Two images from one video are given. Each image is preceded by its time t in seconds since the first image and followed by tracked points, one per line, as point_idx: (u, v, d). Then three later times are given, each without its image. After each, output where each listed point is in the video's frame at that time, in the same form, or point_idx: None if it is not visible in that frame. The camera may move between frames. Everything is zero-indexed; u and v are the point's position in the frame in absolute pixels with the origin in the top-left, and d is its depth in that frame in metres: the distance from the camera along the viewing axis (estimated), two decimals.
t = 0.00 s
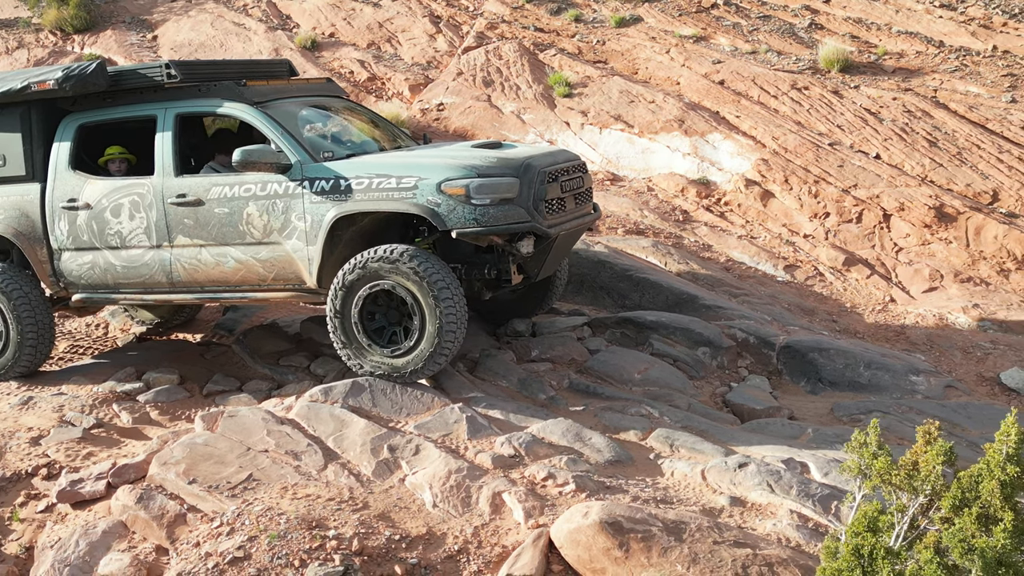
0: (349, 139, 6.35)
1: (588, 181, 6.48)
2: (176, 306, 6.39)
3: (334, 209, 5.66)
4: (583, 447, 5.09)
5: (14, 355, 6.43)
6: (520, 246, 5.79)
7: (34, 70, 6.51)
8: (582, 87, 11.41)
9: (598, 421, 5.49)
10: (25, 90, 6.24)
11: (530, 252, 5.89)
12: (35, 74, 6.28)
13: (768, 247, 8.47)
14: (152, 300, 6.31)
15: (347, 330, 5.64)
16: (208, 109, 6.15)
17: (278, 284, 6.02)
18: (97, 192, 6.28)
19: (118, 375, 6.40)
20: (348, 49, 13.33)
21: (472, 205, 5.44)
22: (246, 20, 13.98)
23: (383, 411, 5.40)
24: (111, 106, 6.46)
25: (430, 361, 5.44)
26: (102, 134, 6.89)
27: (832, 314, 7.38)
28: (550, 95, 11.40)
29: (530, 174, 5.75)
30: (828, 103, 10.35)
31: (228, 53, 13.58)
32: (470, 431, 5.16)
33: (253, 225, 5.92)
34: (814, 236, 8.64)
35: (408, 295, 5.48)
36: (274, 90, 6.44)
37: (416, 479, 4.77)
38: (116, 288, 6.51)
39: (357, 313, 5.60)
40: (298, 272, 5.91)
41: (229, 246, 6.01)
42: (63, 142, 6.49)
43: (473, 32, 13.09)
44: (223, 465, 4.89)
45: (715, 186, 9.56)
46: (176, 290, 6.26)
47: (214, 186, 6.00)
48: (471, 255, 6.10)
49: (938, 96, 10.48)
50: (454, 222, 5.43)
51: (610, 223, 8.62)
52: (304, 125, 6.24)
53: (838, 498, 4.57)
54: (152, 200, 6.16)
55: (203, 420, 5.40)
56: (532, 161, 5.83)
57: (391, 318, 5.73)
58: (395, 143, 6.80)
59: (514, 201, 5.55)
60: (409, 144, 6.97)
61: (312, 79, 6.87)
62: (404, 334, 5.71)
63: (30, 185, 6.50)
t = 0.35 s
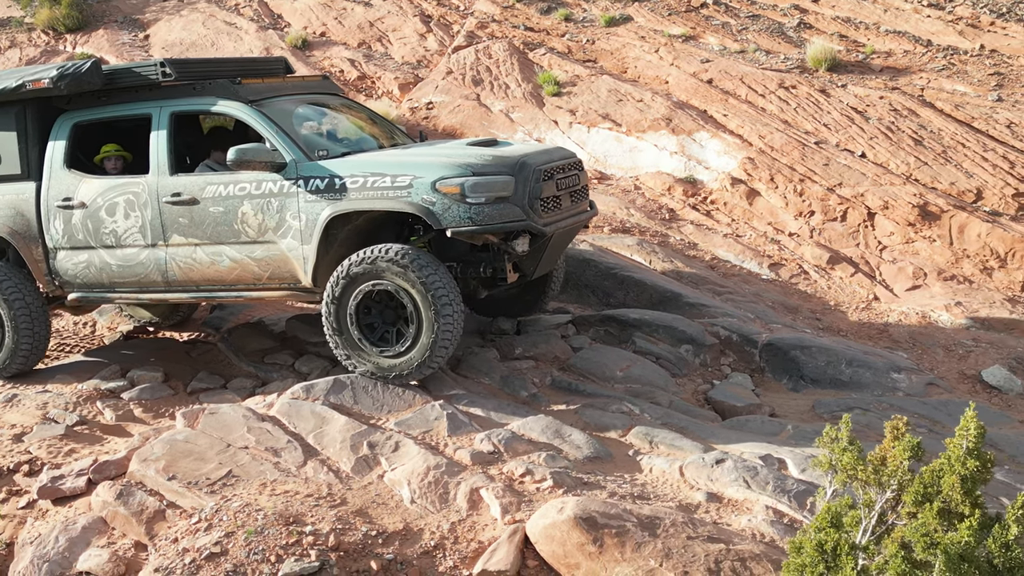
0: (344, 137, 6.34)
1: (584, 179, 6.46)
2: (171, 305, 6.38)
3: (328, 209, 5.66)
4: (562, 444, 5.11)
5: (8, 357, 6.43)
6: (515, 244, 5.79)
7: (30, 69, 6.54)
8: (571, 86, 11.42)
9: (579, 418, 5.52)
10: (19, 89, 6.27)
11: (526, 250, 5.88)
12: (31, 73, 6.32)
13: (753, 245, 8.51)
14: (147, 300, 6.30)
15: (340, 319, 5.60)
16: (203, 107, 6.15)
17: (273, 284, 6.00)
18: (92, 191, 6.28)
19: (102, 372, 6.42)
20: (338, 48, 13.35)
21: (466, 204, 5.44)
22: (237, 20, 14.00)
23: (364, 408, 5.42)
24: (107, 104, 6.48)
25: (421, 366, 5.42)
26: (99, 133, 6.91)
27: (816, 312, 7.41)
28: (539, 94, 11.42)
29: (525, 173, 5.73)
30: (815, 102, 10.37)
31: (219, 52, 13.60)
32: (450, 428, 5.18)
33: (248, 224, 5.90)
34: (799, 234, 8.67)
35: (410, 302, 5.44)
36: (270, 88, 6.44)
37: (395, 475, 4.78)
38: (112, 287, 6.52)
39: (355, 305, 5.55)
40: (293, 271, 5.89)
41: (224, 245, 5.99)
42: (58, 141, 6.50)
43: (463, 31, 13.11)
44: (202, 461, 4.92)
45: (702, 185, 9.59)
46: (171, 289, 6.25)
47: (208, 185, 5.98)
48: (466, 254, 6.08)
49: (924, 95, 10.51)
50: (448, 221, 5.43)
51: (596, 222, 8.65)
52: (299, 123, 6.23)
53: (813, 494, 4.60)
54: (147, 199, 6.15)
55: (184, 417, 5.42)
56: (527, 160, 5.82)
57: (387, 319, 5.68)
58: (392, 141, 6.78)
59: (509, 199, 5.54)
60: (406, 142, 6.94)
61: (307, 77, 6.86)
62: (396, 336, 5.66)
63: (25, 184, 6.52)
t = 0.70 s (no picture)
0: (340, 138, 6.33)
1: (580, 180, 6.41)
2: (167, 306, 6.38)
3: (325, 211, 5.63)
4: (542, 442, 5.13)
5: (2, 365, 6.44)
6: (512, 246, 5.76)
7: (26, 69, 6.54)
8: (560, 86, 11.44)
9: (560, 417, 5.54)
10: (15, 89, 6.26)
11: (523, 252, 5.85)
12: (26, 73, 6.32)
13: (739, 245, 8.55)
14: (143, 301, 6.31)
15: (337, 309, 5.56)
16: (198, 108, 6.15)
17: (269, 286, 6.00)
18: (87, 192, 6.28)
19: (87, 371, 6.44)
20: (329, 48, 13.36)
21: (463, 206, 5.42)
22: (228, 20, 14.02)
23: (345, 406, 5.44)
24: (103, 105, 6.47)
25: (407, 375, 5.45)
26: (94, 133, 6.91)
27: (800, 311, 7.45)
28: (527, 94, 11.43)
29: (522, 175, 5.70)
30: (802, 102, 10.39)
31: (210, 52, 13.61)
32: (430, 426, 5.20)
33: (244, 226, 5.89)
34: (784, 233, 8.70)
35: (411, 314, 5.43)
36: (265, 90, 6.44)
37: (373, 474, 4.80)
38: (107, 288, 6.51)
39: (356, 300, 5.51)
40: (289, 272, 5.88)
41: (220, 247, 5.99)
42: (54, 141, 6.50)
43: (454, 31, 13.13)
44: (182, 459, 4.93)
45: (689, 185, 9.62)
46: (167, 290, 6.26)
47: (204, 186, 5.98)
48: (462, 255, 6.04)
49: (911, 95, 10.54)
50: (445, 223, 5.40)
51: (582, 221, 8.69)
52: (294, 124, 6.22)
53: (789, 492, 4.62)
54: (143, 201, 6.14)
55: (165, 416, 5.43)
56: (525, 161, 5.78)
57: (385, 321, 5.67)
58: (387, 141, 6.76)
59: (506, 202, 5.52)
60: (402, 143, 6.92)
61: (303, 77, 6.87)
62: (388, 339, 5.66)
63: (21, 184, 6.51)
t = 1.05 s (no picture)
0: (340, 143, 6.29)
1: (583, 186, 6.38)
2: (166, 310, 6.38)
3: (326, 218, 5.64)
4: (516, 441, 5.15)
5: None
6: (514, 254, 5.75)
7: (24, 69, 6.46)
8: (545, 86, 11.46)
9: (536, 416, 5.56)
10: (14, 91, 6.21)
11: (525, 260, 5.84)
12: (26, 75, 6.26)
13: (720, 245, 8.59)
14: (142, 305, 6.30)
15: (342, 305, 5.49)
16: (199, 113, 6.10)
17: (269, 291, 6.01)
18: (87, 195, 6.25)
19: (67, 372, 6.45)
20: (317, 49, 13.38)
21: (466, 216, 5.41)
22: (217, 20, 14.04)
23: (322, 405, 5.47)
24: (103, 107, 6.42)
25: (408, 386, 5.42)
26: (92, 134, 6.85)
27: (779, 311, 7.50)
28: (513, 94, 11.45)
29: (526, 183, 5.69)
30: (785, 102, 10.41)
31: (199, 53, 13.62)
32: (405, 426, 5.22)
33: (245, 232, 5.89)
34: (766, 234, 8.73)
35: (413, 338, 5.39)
36: (267, 92, 6.34)
37: (346, 473, 4.82)
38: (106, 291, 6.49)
39: (365, 303, 5.44)
40: (289, 279, 5.89)
41: (221, 252, 5.98)
42: (53, 143, 6.45)
43: (441, 32, 13.15)
44: (156, 459, 4.95)
45: (672, 185, 9.66)
46: (167, 294, 6.25)
47: (205, 192, 5.97)
48: (463, 262, 6.05)
49: (894, 96, 10.60)
50: (447, 233, 5.42)
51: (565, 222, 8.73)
52: (296, 129, 6.17)
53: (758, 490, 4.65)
54: (143, 205, 6.12)
55: (141, 415, 5.45)
56: (528, 169, 5.77)
57: (387, 330, 5.61)
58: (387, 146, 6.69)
59: (509, 211, 5.51)
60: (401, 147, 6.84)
61: (304, 78, 6.76)
62: (382, 348, 5.63)
63: (20, 186, 6.47)
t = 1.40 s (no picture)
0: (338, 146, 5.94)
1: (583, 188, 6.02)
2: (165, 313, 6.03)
3: (325, 224, 5.30)
4: (492, 438, 5.18)
5: None
6: (514, 261, 5.45)
7: (18, 68, 6.10)
8: (532, 85, 11.49)
9: (514, 413, 5.59)
10: (8, 91, 5.85)
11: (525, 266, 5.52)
12: (20, 75, 5.90)
13: (703, 243, 8.63)
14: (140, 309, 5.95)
15: (350, 298, 5.41)
16: (195, 116, 5.72)
17: (268, 295, 5.66)
18: (83, 196, 5.89)
19: (50, 369, 6.45)
20: (306, 48, 13.41)
21: (466, 222, 5.07)
22: (207, 20, 14.07)
23: (300, 402, 5.50)
24: (98, 108, 6.04)
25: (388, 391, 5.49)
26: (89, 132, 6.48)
27: (761, 309, 7.56)
28: (500, 93, 11.48)
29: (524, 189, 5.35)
30: (770, 102, 10.45)
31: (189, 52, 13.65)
32: (382, 422, 5.24)
33: (243, 236, 5.54)
34: (748, 232, 8.76)
35: (409, 355, 5.39)
36: (263, 93, 5.96)
37: (322, 469, 4.85)
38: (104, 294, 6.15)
39: (375, 305, 5.37)
40: (289, 284, 5.56)
41: (219, 256, 5.63)
42: (47, 145, 6.09)
43: (430, 31, 13.19)
44: (133, 455, 4.98)
45: (656, 184, 9.70)
46: (165, 298, 5.89)
47: (202, 195, 5.60)
48: (463, 266, 5.70)
49: (878, 95, 10.68)
50: (447, 239, 5.08)
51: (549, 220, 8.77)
52: (295, 132, 5.81)
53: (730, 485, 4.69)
54: (139, 207, 5.76)
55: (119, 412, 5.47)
56: (527, 173, 5.45)
57: (385, 335, 5.59)
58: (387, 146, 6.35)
59: (509, 217, 5.19)
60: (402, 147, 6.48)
61: (301, 78, 6.43)
62: (375, 348, 5.61)
63: (14, 187, 6.13)
